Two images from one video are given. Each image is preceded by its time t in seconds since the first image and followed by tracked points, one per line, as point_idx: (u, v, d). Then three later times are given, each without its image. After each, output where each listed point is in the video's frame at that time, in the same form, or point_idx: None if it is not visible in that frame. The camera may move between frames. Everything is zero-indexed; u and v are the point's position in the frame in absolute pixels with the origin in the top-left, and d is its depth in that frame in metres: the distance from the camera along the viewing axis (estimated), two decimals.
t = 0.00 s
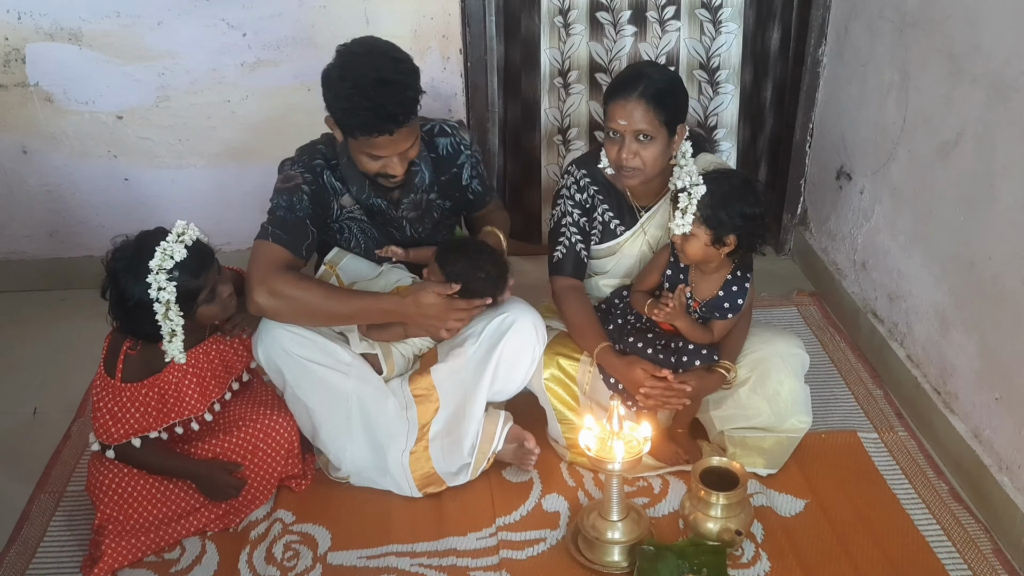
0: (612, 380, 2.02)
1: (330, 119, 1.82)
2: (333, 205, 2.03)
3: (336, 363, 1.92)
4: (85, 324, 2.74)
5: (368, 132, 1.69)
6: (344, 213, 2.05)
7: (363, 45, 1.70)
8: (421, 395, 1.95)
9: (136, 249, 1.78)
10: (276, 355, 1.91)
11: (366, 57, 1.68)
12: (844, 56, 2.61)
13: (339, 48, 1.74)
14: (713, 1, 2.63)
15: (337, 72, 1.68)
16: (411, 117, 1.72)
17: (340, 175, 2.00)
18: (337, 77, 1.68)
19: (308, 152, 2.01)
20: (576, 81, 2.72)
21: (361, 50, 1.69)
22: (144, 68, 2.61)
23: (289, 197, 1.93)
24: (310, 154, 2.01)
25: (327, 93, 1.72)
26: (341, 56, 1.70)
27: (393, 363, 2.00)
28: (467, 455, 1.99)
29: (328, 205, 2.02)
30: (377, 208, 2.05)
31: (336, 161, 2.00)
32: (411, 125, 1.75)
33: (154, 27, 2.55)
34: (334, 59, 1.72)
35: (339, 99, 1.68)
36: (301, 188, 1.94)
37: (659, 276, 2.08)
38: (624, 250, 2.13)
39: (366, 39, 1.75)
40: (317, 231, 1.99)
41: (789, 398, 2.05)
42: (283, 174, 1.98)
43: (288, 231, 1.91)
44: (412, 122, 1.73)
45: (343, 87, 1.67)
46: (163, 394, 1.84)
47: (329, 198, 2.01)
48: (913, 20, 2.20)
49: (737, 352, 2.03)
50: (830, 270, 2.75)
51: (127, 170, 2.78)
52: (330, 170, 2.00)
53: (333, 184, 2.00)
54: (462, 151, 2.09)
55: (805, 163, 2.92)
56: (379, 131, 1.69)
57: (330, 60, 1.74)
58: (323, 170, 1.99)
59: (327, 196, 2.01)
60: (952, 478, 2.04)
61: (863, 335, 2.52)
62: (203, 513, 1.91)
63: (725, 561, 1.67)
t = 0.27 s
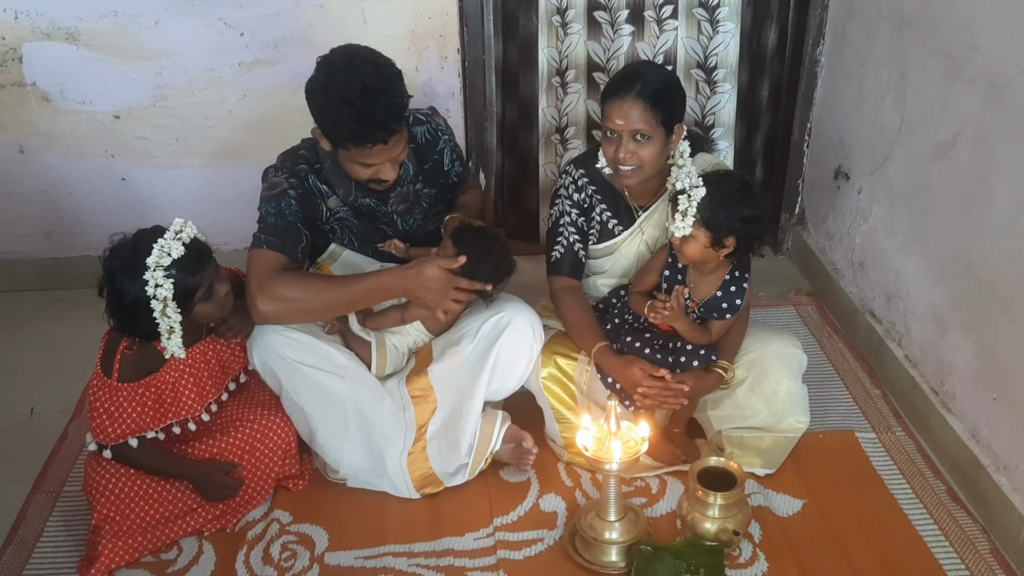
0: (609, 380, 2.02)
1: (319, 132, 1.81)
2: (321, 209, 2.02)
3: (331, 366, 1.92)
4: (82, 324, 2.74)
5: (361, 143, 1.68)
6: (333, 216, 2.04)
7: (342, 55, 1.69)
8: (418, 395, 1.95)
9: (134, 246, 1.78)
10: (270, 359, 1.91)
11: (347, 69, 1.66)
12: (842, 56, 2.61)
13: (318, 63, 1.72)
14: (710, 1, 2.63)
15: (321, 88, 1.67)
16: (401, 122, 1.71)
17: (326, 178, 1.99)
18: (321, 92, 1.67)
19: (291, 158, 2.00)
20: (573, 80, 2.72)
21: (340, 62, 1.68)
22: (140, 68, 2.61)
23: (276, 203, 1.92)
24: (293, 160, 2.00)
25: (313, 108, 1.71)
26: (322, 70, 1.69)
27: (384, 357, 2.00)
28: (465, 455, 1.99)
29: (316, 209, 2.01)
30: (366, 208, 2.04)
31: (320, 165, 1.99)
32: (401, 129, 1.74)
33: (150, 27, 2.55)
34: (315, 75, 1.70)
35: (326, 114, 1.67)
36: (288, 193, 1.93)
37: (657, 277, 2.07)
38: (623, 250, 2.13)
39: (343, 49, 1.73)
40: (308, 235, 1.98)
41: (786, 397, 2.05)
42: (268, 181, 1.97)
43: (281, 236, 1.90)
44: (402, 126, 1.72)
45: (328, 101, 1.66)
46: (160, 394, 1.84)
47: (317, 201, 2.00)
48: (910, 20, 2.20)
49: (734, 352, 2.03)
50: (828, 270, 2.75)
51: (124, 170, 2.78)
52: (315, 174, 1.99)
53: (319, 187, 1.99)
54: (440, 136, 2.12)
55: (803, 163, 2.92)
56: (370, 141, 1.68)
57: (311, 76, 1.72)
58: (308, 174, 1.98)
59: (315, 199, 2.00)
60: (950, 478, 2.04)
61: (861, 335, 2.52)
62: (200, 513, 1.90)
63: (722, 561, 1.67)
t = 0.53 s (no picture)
0: (609, 379, 2.01)
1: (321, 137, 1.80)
2: (319, 209, 2.01)
3: (331, 365, 1.92)
4: (81, 324, 2.73)
5: (372, 152, 1.68)
6: (331, 215, 2.04)
7: (347, 63, 1.67)
8: (418, 393, 1.94)
9: (134, 240, 1.78)
10: (269, 359, 1.91)
11: (356, 78, 1.65)
12: (842, 54, 2.61)
13: (323, 70, 1.69)
14: None
15: (330, 98, 1.65)
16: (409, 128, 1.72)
17: (324, 178, 1.98)
18: (331, 102, 1.65)
19: (288, 158, 1.99)
20: (573, 78, 2.72)
21: (348, 70, 1.66)
22: (139, 67, 2.60)
23: (275, 204, 1.91)
24: (290, 160, 1.98)
25: (320, 116, 1.69)
26: (328, 78, 1.66)
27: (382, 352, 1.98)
28: (466, 453, 1.99)
29: (315, 209, 2.00)
30: (365, 206, 2.05)
31: (317, 165, 1.98)
32: (407, 134, 1.75)
33: (150, 26, 2.55)
34: (320, 83, 1.68)
35: (336, 124, 1.66)
36: (287, 194, 1.92)
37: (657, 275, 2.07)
38: (623, 248, 2.12)
39: (347, 55, 1.71)
40: (306, 236, 1.98)
41: (787, 396, 2.05)
42: (265, 182, 1.96)
43: (279, 237, 1.90)
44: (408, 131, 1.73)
45: (338, 111, 1.64)
46: (160, 393, 1.84)
47: (315, 201, 1.99)
48: (911, 18, 2.20)
49: (734, 350, 2.03)
50: (829, 269, 2.75)
51: (124, 169, 2.78)
52: (313, 174, 1.98)
53: (318, 187, 1.98)
54: (435, 132, 2.11)
55: (803, 161, 2.92)
56: (382, 149, 1.68)
57: (316, 84, 1.69)
58: (306, 174, 1.97)
59: (313, 199, 1.99)
60: (951, 477, 2.04)
61: (862, 334, 2.52)
62: (200, 513, 1.90)
63: (722, 560, 1.67)
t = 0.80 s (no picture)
0: (610, 378, 2.01)
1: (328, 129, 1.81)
2: (328, 204, 2.01)
3: (332, 363, 1.92)
4: (81, 322, 2.73)
5: (375, 147, 1.69)
6: (339, 211, 2.04)
7: (354, 58, 1.68)
8: (419, 391, 1.94)
9: (136, 230, 1.79)
10: (270, 356, 1.91)
11: (361, 73, 1.65)
12: (843, 53, 2.60)
13: (329, 65, 1.70)
14: None
15: (334, 92, 1.66)
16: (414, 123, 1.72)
17: (336, 173, 1.99)
18: (335, 97, 1.66)
19: (301, 152, 1.98)
20: (573, 76, 2.71)
21: (353, 65, 1.66)
22: (139, 65, 2.60)
23: (286, 199, 1.91)
24: (303, 154, 1.98)
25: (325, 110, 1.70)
26: (334, 72, 1.67)
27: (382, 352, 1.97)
28: (466, 451, 1.99)
29: (324, 205, 2.00)
30: (373, 202, 2.05)
31: (330, 160, 1.98)
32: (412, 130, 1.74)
33: (150, 24, 2.54)
34: (326, 77, 1.69)
35: (340, 118, 1.66)
36: (299, 189, 1.92)
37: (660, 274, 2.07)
38: (624, 246, 2.12)
39: (355, 50, 1.72)
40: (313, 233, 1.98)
41: (787, 395, 2.05)
42: (277, 176, 1.95)
43: (286, 233, 1.89)
44: (413, 126, 1.73)
45: (342, 106, 1.65)
46: (160, 390, 1.83)
47: (325, 197, 1.99)
48: (912, 16, 2.19)
49: (735, 349, 2.03)
50: (830, 268, 2.75)
51: (124, 167, 2.77)
52: (326, 169, 1.98)
53: (329, 182, 1.99)
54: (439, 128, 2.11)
55: (804, 159, 2.92)
56: (384, 144, 1.68)
57: (323, 77, 1.71)
58: (318, 169, 1.97)
59: (324, 195, 1.99)
60: (951, 475, 2.04)
61: (863, 333, 2.51)
62: (200, 511, 1.90)
63: (723, 558, 1.67)
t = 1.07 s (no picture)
0: (610, 375, 2.01)
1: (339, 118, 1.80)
2: (336, 198, 2.00)
3: (332, 359, 1.92)
4: (81, 320, 2.73)
5: (391, 135, 1.69)
6: (348, 206, 2.03)
7: (372, 45, 1.68)
8: (420, 388, 1.95)
9: (138, 222, 1.80)
10: (271, 352, 1.91)
11: (379, 59, 1.66)
12: (843, 50, 2.60)
13: (347, 52, 1.71)
14: None
15: (352, 77, 1.66)
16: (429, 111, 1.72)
17: (345, 167, 1.99)
18: (353, 83, 1.66)
19: (311, 145, 1.99)
20: (573, 74, 2.71)
21: (371, 52, 1.67)
22: (139, 62, 2.60)
23: (293, 192, 1.91)
24: (312, 147, 1.99)
25: (341, 97, 1.71)
26: (351, 58, 1.68)
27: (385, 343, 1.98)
28: (466, 449, 1.99)
29: (331, 199, 1.99)
30: (381, 198, 2.04)
31: (339, 152, 1.98)
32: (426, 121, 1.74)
33: (150, 21, 2.54)
34: (343, 64, 1.69)
35: (355, 103, 1.66)
36: (306, 182, 1.93)
37: (661, 271, 2.07)
38: (624, 244, 2.12)
39: (372, 38, 1.72)
40: (319, 228, 1.98)
41: (787, 392, 2.05)
42: (285, 168, 1.96)
43: (292, 227, 1.90)
44: (429, 115, 1.73)
45: (359, 91, 1.65)
46: (160, 387, 1.84)
47: (333, 191, 1.99)
48: (913, 14, 2.19)
49: (735, 347, 2.03)
50: (829, 265, 2.75)
51: (124, 165, 2.77)
52: (335, 163, 1.98)
53: (338, 176, 1.98)
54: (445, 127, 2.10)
55: (803, 157, 2.92)
56: (399, 130, 1.68)
57: (340, 64, 1.71)
58: (328, 162, 1.97)
59: (331, 189, 1.98)
60: (951, 473, 2.04)
61: (862, 330, 2.52)
62: (201, 509, 1.90)
63: (723, 555, 1.67)
